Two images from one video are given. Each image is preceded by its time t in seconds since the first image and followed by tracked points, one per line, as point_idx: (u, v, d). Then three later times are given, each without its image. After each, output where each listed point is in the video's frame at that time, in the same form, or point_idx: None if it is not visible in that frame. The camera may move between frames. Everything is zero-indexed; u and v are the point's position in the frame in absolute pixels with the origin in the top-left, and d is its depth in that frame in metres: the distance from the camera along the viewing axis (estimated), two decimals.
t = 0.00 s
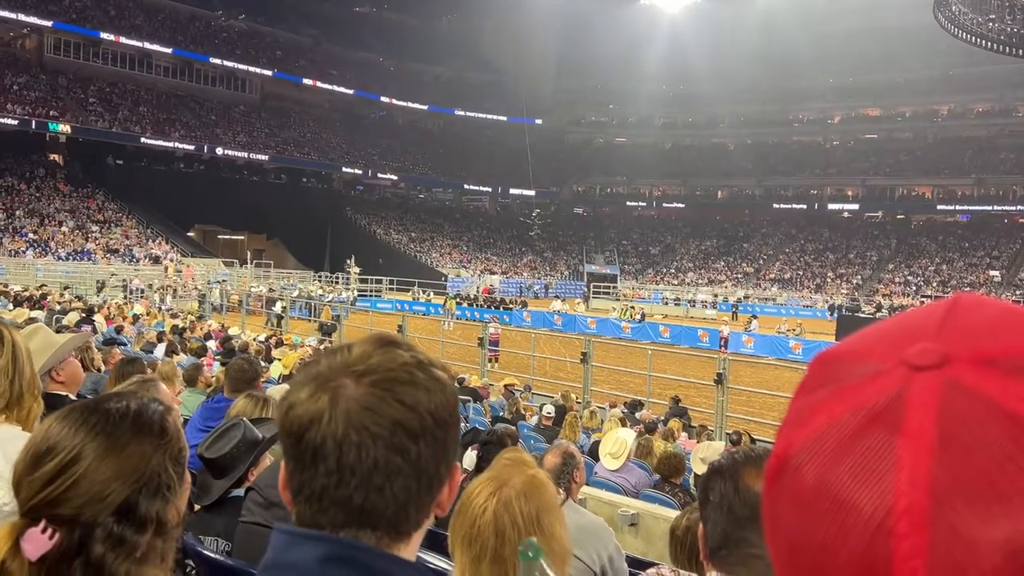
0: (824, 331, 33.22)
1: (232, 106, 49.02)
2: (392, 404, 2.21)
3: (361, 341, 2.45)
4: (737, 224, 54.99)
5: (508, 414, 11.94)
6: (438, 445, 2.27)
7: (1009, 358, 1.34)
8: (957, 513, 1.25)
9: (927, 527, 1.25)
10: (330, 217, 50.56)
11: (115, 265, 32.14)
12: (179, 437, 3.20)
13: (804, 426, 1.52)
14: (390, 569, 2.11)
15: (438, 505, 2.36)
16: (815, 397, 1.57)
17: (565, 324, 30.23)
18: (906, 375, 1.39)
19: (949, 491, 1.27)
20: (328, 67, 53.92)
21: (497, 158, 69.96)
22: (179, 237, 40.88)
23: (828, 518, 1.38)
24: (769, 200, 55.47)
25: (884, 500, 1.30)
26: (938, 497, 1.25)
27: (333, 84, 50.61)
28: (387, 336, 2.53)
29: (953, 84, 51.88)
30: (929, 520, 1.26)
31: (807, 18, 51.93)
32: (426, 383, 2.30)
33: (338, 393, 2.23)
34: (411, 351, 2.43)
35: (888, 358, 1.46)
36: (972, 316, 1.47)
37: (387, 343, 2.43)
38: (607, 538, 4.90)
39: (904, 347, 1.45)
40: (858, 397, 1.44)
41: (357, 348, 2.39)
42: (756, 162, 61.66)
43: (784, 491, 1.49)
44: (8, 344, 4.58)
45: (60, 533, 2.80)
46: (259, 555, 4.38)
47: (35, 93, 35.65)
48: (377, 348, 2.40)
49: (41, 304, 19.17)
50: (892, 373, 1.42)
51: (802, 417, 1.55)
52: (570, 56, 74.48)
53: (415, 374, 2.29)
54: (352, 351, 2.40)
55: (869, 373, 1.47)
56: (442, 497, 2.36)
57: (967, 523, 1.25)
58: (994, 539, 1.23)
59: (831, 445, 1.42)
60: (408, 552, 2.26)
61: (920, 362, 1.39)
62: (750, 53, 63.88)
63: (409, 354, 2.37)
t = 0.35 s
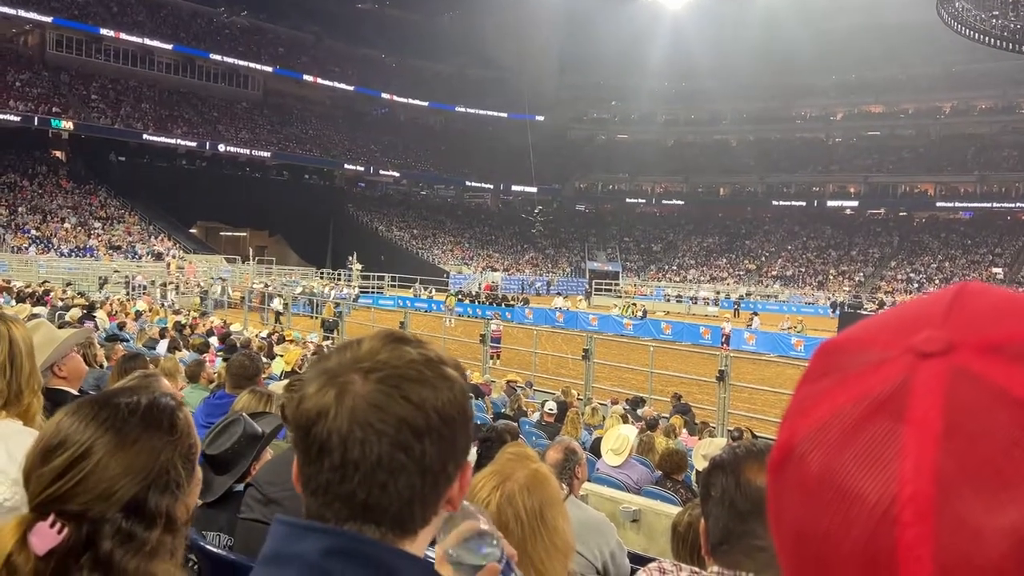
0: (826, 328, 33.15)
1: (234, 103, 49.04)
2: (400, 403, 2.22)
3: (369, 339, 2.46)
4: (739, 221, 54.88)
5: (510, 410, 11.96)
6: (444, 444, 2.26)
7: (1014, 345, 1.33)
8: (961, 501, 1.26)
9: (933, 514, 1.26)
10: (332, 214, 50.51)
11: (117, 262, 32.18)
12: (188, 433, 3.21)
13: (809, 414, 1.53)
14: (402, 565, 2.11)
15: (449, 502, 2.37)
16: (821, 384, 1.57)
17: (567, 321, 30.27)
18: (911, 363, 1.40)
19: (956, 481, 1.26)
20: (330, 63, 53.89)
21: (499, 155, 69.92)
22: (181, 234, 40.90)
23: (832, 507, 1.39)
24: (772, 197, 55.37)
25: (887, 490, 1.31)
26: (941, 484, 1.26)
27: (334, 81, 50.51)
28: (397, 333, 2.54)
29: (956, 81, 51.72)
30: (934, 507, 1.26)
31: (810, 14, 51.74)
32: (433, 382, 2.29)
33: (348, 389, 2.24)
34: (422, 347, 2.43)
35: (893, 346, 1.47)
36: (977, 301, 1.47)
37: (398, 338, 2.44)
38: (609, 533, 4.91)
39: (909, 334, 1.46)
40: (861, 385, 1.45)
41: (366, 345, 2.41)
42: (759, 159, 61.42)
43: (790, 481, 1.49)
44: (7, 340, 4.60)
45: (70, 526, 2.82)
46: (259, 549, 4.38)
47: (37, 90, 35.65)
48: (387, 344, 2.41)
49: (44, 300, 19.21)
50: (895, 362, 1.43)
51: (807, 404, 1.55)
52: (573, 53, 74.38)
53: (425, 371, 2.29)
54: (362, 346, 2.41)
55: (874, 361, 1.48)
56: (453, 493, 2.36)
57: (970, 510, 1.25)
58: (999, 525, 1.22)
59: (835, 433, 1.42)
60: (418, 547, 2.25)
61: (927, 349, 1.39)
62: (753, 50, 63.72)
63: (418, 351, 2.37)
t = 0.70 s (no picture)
0: (828, 324, 33.11)
1: (236, 99, 49.08)
2: (393, 405, 2.18)
3: (375, 334, 2.42)
4: (741, 217, 54.81)
5: (511, 406, 11.99)
6: (444, 445, 2.22)
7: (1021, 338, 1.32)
8: (970, 495, 1.25)
9: (939, 510, 1.27)
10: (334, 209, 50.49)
11: (119, 257, 32.24)
12: (242, 426, 3.21)
13: (814, 407, 1.53)
14: (418, 565, 2.12)
15: (459, 496, 2.35)
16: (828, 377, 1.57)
17: (568, 317, 30.32)
18: (916, 356, 1.40)
19: (963, 470, 1.27)
20: (332, 59, 53.84)
21: (501, 151, 69.88)
22: (183, 229, 40.94)
23: (839, 499, 1.39)
24: (774, 193, 55.29)
25: (898, 483, 1.31)
26: (949, 476, 1.26)
27: (335, 77, 50.43)
28: (399, 327, 2.47)
29: (959, 76, 51.55)
30: (943, 502, 1.26)
31: (812, 9, 51.60)
32: (435, 381, 2.24)
33: (347, 388, 2.24)
34: (427, 343, 2.37)
35: (901, 338, 1.47)
36: (985, 293, 1.46)
37: (396, 336, 2.39)
38: (611, 529, 4.93)
39: (917, 326, 1.46)
40: (867, 377, 1.45)
41: (368, 339, 2.38)
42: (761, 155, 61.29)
43: (794, 473, 1.50)
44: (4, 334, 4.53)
45: (117, 502, 2.87)
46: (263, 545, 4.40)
47: (40, 85, 35.71)
48: (392, 340, 2.36)
49: (46, 295, 19.27)
50: (903, 354, 1.43)
51: (812, 397, 1.55)
52: (574, 49, 74.29)
53: (423, 371, 2.24)
54: (362, 342, 2.39)
55: (879, 353, 1.48)
56: (463, 486, 2.33)
57: (980, 503, 1.25)
58: (1008, 522, 1.22)
59: (841, 428, 1.43)
60: (427, 544, 2.24)
61: (935, 340, 1.39)
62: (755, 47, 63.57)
63: (415, 348, 2.31)
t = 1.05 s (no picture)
0: (830, 321, 33.00)
1: (238, 95, 49.02)
2: (389, 409, 2.17)
3: (372, 333, 2.37)
4: (744, 213, 54.69)
5: (513, 402, 12.01)
6: (443, 449, 2.19)
7: (1013, 337, 1.32)
8: (956, 493, 1.26)
9: (924, 512, 1.26)
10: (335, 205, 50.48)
11: (121, 253, 32.25)
12: (225, 419, 2.98)
13: (805, 404, 1.53)
14: (418, 565, 2.14)
15: (464, 494, 2.34)
16: (817, 374, 1.57)
17: (571, 313, 30.29)
18: (905, 355, 1.41)
19: (949, 469, 1.27)
20: (333, 54, 53.66)
21: (503, 147, 69.75)
22: (185, 225, 40.96)
23: (827, 496, 1.40)
24: (776, 189, 55.12)
25: (880, 482, 1.31)
26: (933, 474, 1.27)
27: (336, 71, 50.22)
28: (403, 325, 2.44)
29: (963, 73, 51.35)
30: (928, 498, 1.26)
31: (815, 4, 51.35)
32: (432, 383, 2.21)
33: (344, 389, 2.24)
34: (424, 342, 2.32)
35: (891, 336, 1.47)
36: (976, 292, 1.46)
37: (398, 334, 2.35)
38: (611, 525, 4.94)
39: (906, 326, 1.46)
40: (856, 374, 1.45)
41: (367, 339, 2.35)
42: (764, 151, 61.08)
43: (783, 470, 1.50)
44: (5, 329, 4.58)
45: (88, 495, 2.77)
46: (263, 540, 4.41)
47: (40, 81, 35.67)
48: (390, 340, 2.33)
49: (48, 290, 19.31)
50: (892, 353, 1.44)
51: (802, 395, 1.55)
52: (576, 44, 74.04)
53: (421, 374, 2.21)
54: (361, 340, 2.37)
55: (869, 353, 1.48)
56: (467, 484, 2.33)
57: (965, 502, 1.25)
58: (991, 519, 1.22)
59: (828, 426, 1.43)
60: (431, 543, 2.26)
61: (921, 340, 1.40)
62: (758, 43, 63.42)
63: (413, 349, 2.27)
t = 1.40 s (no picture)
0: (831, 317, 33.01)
1: (239, 91, 49.04)
2: (382, 420, 2.13)
3: (363, 337, 2.31)
4: (745, 210, 54.65)
5: (514, 399, 12.02)
6: (440, 456, 2.17)
7: (1018, 328, 1.32)
8: (963, 485, 1.26)
9: (930, 500, 1.27)
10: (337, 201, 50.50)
11: (122, 249, 32.25)
12: (179, 414, 2.98)
13: (812, 393, 1.52)
14: (423, 564, 2.17)
15: (466, 489, 2.37)
16: (824, 365, 1.55)
17: (572, 309, 30.30)
18: (912, 346, 1.41)
19: (960, 460, 1.27)
20: (334, 50, 53.58)
21: (503, 144, 69.72)
22: (186, 221, 41.02)
23: (833, 486, 1.40)
24: (777, 185, 55.04)
25: (889, 474, 1.31)
26: (939, 464, 1.27)
27: (336, 67, 50.17)
28: (395, 326, 2.35)
29: (964, 69, 51.25)
30: (934, 488, 1.27)
31: None
32: (424, 392, 2.17)
33: (334, 398, 2.21)
34: (416, 347, 2.25)
35: (895, 328, 1.47)
36: (982, 283, 1.47)
37: (387, 337, 2.28)
38: (613, 520, 4.95)
39: (911, 317, 1.46)
40: (861, 366, 1.45)
41: (357, 343, 2.29)
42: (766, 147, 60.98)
43: (788, 461, 1.49)
44: (6, 326, 4.68)
45: (49, 493, 2.77)
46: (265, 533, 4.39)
47: (42, 76, 35.67)
48: (380, 342, 2.27)
49: (49, 286, 19.31)
50: (898, 344, 1.43)
51: (809, 385, 1.54)
52: (578, 40, 73.94)
53: (412, 383, 2.16)
54: (351, 344, 2.30)
55: (874, 344, 1.48)
56: (470, 480, 2.35)
57: (971, 492, 1.26)
58: (1000, 508, 1.23)
59: (838, 414, 1.42)
60: (435, 543, 2.28)
61: (929, 331, 1.40)
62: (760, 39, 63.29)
63: (403, 355, 2.21)
